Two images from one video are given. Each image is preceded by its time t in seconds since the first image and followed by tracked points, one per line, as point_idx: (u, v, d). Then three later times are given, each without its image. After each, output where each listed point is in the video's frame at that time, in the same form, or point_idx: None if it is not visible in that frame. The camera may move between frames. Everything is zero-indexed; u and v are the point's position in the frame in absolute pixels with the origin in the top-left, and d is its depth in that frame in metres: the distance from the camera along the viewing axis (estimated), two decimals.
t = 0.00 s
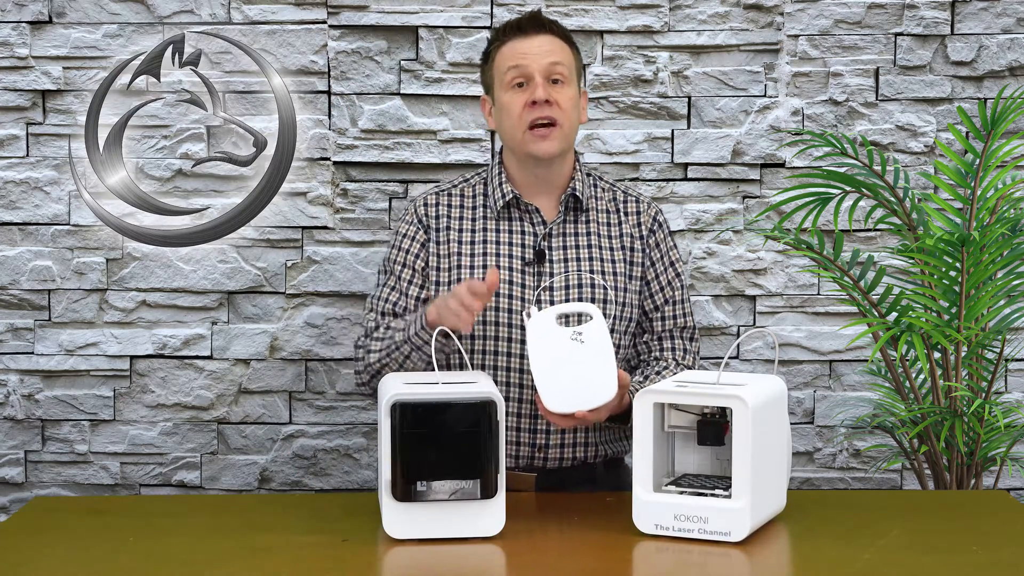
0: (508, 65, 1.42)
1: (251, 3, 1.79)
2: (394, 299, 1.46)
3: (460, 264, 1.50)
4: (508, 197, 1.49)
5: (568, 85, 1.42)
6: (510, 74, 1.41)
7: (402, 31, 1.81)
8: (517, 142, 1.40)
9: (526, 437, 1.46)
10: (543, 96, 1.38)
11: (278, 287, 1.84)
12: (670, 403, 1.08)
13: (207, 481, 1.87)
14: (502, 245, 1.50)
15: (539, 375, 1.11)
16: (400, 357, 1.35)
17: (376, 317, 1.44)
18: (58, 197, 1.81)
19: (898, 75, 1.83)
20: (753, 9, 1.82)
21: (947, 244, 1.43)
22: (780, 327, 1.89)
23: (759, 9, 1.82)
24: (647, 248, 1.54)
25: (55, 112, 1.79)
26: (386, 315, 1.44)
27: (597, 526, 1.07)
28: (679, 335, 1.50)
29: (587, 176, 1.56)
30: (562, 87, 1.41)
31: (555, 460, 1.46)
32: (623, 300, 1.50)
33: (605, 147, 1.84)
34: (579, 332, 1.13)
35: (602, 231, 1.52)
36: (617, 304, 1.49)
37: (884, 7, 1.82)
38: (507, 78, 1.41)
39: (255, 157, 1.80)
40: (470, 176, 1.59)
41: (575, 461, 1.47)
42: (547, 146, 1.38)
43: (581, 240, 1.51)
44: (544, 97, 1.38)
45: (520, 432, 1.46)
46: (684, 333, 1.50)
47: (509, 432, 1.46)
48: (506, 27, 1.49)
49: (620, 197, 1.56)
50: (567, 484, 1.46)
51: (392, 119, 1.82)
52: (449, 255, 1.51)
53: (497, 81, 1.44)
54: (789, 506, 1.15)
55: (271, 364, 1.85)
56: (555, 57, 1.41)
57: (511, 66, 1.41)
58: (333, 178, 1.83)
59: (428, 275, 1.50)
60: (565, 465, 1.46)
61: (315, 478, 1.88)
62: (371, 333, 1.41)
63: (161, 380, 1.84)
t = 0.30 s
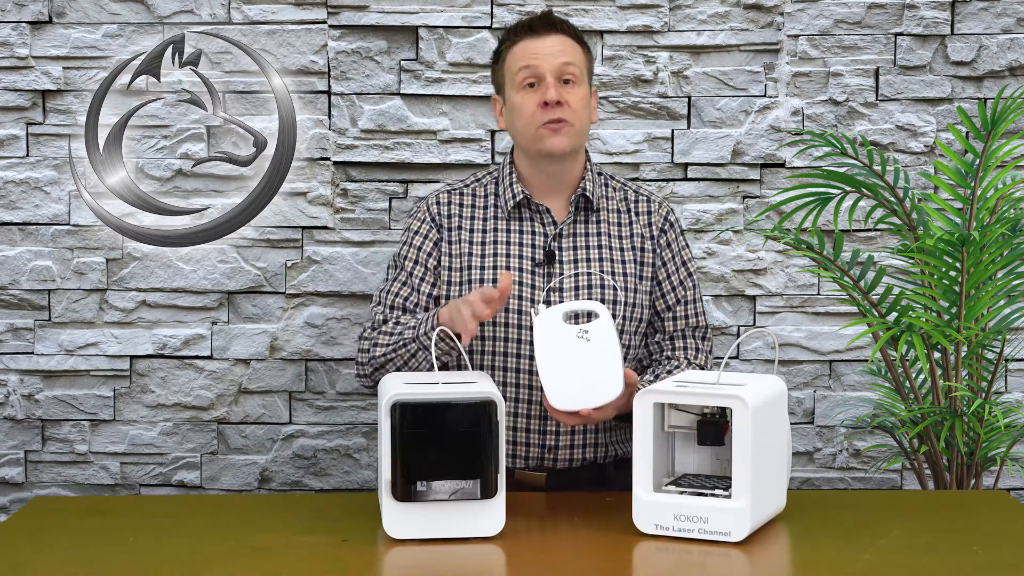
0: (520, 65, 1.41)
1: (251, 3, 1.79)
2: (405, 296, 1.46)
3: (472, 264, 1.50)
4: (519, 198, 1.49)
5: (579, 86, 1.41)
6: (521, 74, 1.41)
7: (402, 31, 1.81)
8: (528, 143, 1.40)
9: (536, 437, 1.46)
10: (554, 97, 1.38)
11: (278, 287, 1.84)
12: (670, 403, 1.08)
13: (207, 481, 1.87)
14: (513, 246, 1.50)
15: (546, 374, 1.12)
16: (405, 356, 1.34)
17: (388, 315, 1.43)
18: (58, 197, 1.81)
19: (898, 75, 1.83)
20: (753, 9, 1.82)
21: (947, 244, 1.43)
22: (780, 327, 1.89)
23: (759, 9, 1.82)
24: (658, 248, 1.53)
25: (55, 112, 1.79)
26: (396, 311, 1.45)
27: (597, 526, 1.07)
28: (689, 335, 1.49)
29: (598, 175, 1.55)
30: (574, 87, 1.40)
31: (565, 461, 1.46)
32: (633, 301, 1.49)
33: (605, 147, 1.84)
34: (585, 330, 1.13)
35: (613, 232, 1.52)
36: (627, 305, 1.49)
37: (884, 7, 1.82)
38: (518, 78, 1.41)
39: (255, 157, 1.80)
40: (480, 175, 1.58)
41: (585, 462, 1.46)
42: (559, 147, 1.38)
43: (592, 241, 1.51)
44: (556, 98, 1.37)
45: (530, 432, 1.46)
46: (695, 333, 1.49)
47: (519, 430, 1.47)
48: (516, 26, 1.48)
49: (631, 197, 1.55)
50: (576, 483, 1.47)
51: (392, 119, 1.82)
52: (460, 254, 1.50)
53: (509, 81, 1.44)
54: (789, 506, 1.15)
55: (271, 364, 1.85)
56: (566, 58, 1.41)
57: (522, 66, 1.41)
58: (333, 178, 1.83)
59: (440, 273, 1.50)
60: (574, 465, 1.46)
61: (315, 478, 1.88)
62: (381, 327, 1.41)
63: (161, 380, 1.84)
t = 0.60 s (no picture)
0: (514, 71, 1.40)
1: (251, 3, 1.79)
2: (413, 302, 1.47)
3: (476, 269, 1.50)
4: (524, 200, 1.49)
5: (574, 90, 1.39)
6: (516, 81, 1.40)
7: (402, 31, 1.81)
8: (523, 150, 1.39)
9: (542, 441, 1.46)
10: (544, 105, 1.36)
11: (278, 287, 1.84)
12: (670, 403, 1.08)
13: (207, 481, 1.87)
14: (520, 248, 1.50)
15: (547, 377, 1.13)
16: (413, 364, 1.35)
17: (398, 322, 1.45)
18: (58, 197, 1.81)
19: (898, 75, 1.83)
20: (753, 9, 1.82)
21: (947, 244, 1.43)
22: (780, 327, 1.89)
23: (759, 9, 1.82)
24: (666, 249, 1.53)
25: (55, 112, 1.79)
26: (405, 319, 1.45)
27: (597, 526, 1.07)
28: (697, 336, 1.50)
29: (605, 175, 1.55)
30: (569, 93, 1.38)
31: (572, 463, 1.46)
32: (640, 302, 1.49)
33: (605, 147, 1.84)
34: (587, 333, 1.12)
35: (619, 233, 1.52)
36: (634, 306, 1.49)
37: (884, 7, 1.82)
38: (513, 84, 1.40)
39: (255, 157, 1.80)
40: (486, 176, 1.59)
41: (591, 464, 1.47)
42: (550, 156, 1.37)
43: (597, 243, 1.51)
44: (546, 106, 1.36)
45: (536, 436, 1.47)
46: (703, 334, 1.50)
47: (525, 433, 1.47)
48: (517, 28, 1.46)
49: (639, 197, 1.55)
50: (584, 485, 1.47)
51: (392, 119, 1.82)
52: (465, 257, 1.50)
53: (506, 87, 1.43)
54: (789, 506, 1.15)
55: (271, 364, 1.85)
56: (561, 63, 1.38)
57: (515, 73, 1.39)
58: (333, 178, 1.83)
59: (446, 277, 1.50)
60: (581, 468, 1.46)
61: (315, 478, 1.88)
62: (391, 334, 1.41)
63: (161, 380, 1.84)
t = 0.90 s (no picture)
0: (509, 78, 1.39)
1: (251, 3, 1.79)
2: (414, 304, 1.48)
3: (474, 270, 1.49)
4: (523, 202, 1.49)
5: (568, 99, 1.39)
6: (510, 87, 1.39)
7: (402, 31, 1.81)
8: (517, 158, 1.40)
9: (541, 441, 1.46)
10: (537, 115, 1.36)
11: (278, 287, 1.84)
12: (670, 403, 1.08)
13: (207, 481, 1.87)
14: (517, 251, 1.50)
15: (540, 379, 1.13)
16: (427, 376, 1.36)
17: (401, 328, 1.46)
18: (58, 197, 1.81)
19: (898, 75, 1.83)
20: (753, 9, 1.82)
21: (947, 244, 1.43)
22: (780, 327, 1.89)
23: (759, 9, 1.82)
24: (666, 249, 1.52)
25: (55, 112, 1.79)
26: (409, 323, 1.47)
27: (597, 526, 1.07)
28: (698, 336, 1.50)
29: (605, 176, 1.55)
30: (561, 102, 1.38)
31: (570, 464, 1.46)
32: (639, 304, 1.49)
33: (605, 147, 1.84)
34: (577, 333, 1.12)
35: (619, 234, 1.52)
36: (632, 308, 1.49)
37: (884, 7, 1.82)
38: (508, 91, 1.39)
39: (255, 157, 1.80)
40: (487, 177, 1.58)
41: (590, 465, 1.47)
42: (540, 167, 1.38)
43: (597, 244, 1.51)
44: (539, 117, 1.36)
45: (535, 436, 1.47)
46: (703, 334, 1.50)
47: (525, 434, 1.47)
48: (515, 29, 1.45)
49: (639, 197, 1.55)
50: (583, 485, 1.47)
51: (392, 119, 1.82)
52: (464, 259, 1.50)
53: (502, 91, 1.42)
54: (789, 506, 1.15)
55: (271, 364, 1.85)
56: (555, 71, 1.37)
57: (510, 80, 1.38)
58: (333, 178, 1.83)
59: (447, 279, 1.50)
60: (580, 469, 1.46)
61: (315, 478, 1.88)
62: (398, 344, 1.41)
63: (161, 380, 1.84)
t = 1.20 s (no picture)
0: (512, 78, 1.39)
1: (251, 3, 1.79)
2: (413, 304, 1.48)
3: (473, 271, 1.49)
4: (521, 202, 1.49)
5: (571, 100, 1.38)
6: (513, 87, 1.39)
7: (402, 31, 1.81)
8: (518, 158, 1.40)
9: (540, 442, 1.46)
10: (540, 116, 1.36)
11: (278, 287, 1.84)
12: (670, 403, 1.08)
13: (207, 481, 1.87)
14: (516, 251, 1.50)
15: (537, 381, 1.13)
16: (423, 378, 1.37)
17: (398, 329, 1.46)
18: (58, 197, 1.81)
19: (898, 74, 1.83)
20: (753, 9, 1.82)
21: (947, 244, 1.43)
22: (780, 327, 1.89)
23: (759, 9, 1.82)
24: (665, 249, 1.53)
25: (55, 112, 1.79)
26: (406, 323, 1.47)
27: (597, 526, 1.07)
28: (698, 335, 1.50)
29: (604, 176, 1.55)
30: (564, 104, 1.38)
31: (570, 464, 1.47)
32: (638, 304, 1.49)
33: (605, 147, 1.84)
34: (571, 331, 1.12)
35: (618, 234, 1.52)
36: (630, 308, 1.49)
37: (884, 7, 1.82)
38: (511, 91, 1.39)
39: (255, 157, 1.80)
40: (486, 177, 1.58)
41: (589, 465, 1.47)
42: (542, 167, 1.37)
43: (596, 244, 1.51)
44: (541, 118, 1.36)
45: (534, 437, 1.47)
46: (703, 334, 1.50)
47: (524, 435, 1.47)
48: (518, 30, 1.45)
49: (639, 197, 1.55)
50: (582, 485, 1.48)
51: (392, 119, 1.82)
52: (462, 259, 1.50)
53: (504, 91, 1.42)
54: (789, 506, 1.15)
55: (271, 364, 1.85)
56: (559, 72, 1.37)
57: (513, 80, 1.38)
58: (333, 178, 1.83)
59: (444, 279, 1.50)
60: (580, 469, 1.47)
61: (315, 478, 1.88)
62: (394, 343, 1.41)
63: (161, 380, 1.84)
